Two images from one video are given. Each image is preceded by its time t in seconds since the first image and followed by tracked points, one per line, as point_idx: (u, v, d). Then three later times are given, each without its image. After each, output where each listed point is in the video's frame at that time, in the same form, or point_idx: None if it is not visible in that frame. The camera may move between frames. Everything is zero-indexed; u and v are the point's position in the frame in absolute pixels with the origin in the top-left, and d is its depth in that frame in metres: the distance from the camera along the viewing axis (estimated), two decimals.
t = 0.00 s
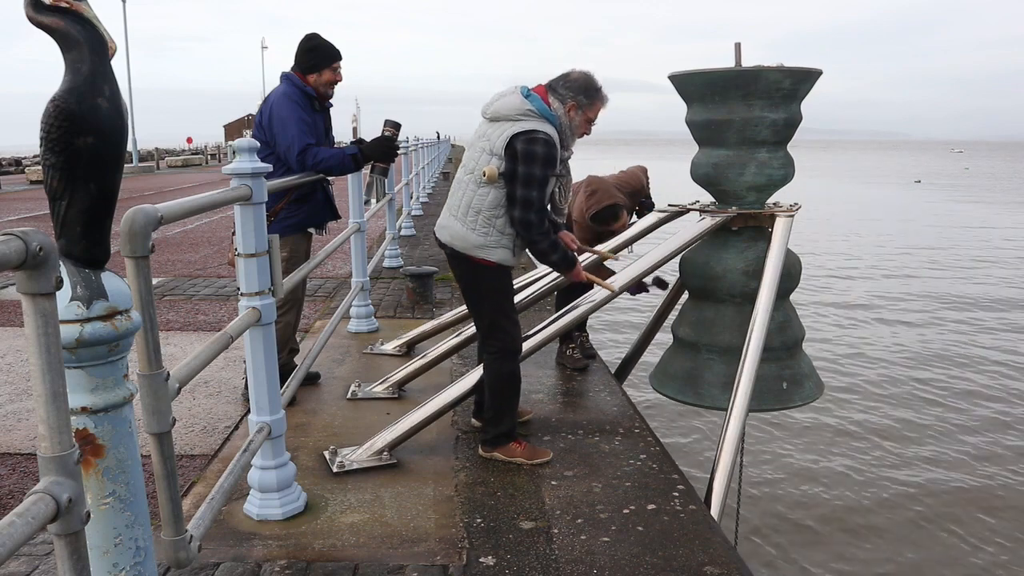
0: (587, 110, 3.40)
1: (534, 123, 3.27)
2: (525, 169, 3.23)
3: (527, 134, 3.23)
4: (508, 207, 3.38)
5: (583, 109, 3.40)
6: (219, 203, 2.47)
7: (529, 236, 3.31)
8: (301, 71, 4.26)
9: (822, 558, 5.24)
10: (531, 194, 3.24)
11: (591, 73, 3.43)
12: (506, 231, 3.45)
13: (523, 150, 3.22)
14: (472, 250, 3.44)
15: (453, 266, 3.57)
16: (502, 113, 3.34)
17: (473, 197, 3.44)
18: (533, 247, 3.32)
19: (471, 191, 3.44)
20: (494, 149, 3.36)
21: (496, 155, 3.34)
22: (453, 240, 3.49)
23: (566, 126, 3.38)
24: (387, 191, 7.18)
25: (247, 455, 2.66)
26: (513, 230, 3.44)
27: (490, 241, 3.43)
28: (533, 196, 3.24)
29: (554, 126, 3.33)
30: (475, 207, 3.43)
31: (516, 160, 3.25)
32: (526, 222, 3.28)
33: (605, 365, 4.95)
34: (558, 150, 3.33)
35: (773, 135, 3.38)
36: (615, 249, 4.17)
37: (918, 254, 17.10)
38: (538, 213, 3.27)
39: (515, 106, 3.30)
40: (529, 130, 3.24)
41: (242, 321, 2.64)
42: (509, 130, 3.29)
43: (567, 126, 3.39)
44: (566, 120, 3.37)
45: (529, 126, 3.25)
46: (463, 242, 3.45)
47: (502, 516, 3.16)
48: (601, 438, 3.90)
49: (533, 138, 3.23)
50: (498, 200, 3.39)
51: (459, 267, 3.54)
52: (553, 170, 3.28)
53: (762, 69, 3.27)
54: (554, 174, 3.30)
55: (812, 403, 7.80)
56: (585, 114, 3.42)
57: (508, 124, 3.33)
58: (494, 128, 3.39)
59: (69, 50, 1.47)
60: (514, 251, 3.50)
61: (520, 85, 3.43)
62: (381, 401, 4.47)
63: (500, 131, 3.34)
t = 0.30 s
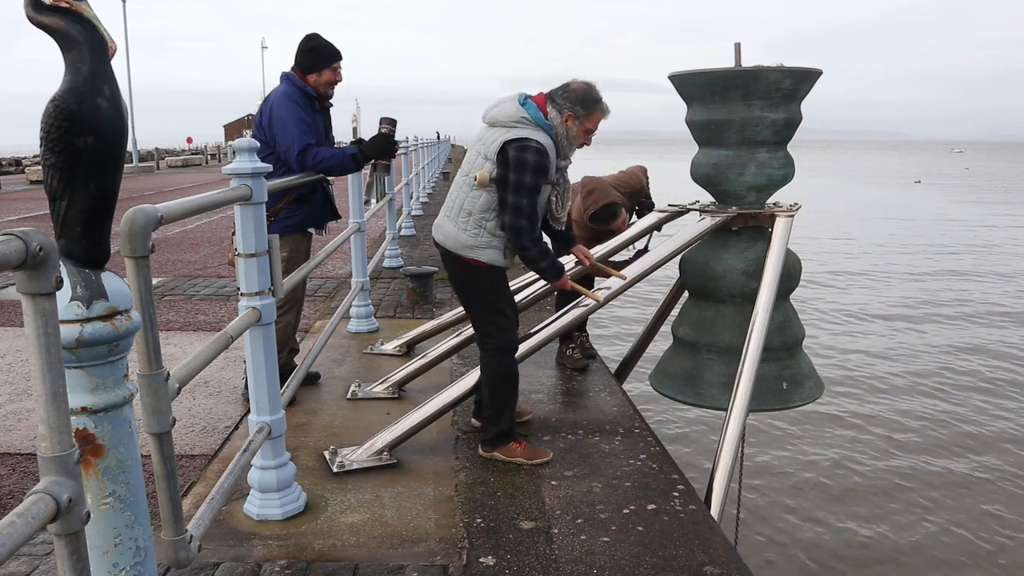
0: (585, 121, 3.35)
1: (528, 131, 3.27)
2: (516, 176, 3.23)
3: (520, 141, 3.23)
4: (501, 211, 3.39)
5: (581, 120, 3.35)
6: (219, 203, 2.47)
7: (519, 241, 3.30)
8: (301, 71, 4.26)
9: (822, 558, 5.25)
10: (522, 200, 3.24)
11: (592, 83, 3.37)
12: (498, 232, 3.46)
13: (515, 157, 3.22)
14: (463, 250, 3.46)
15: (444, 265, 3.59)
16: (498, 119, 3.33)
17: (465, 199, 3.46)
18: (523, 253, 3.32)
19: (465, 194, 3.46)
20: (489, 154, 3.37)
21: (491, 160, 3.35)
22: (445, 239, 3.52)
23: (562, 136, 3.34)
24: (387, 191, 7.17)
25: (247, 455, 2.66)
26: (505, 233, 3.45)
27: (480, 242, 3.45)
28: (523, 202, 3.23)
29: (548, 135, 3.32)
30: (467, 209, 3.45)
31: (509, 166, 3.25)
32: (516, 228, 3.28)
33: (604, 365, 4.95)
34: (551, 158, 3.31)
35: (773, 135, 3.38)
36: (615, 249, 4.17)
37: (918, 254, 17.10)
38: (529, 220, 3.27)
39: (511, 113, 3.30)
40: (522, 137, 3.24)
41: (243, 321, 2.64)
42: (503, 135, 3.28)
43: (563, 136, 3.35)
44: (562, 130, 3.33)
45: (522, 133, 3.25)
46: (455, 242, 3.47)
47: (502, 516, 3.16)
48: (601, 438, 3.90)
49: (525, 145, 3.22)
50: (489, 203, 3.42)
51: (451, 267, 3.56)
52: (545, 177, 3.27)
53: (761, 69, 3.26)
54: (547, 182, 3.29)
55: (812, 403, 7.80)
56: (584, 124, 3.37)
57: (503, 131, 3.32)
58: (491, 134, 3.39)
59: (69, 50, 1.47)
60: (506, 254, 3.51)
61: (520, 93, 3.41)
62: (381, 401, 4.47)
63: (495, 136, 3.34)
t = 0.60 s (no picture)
0: (583, 123, 3.34)
1: (525, 132, 3.27)
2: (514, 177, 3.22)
3: (516, 142, 3.23)
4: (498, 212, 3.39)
5: (579, 121, 3.34)
6: (219, 203, 2.47)
7: (517, 241, 3.30)
8: (301, 71, 4.27)
9: (822, 558, 5.25)
10: (519, 202, 3.23)
11: (591, 84, 3.37)
12: (496, 233, 3.47)
13: (511, 159, 3.22)
14: (460, 250, 3.46)
15: (443, 264, 3.59)
16: (496, 120, 3.33)
17: (464, 200, 3.46)
18: (521, 254, 3.33)
19: (464, 194, 3.46)
20: (487, 155, 3.36)
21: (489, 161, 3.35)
22: (443, 239, 3.53)
23: (559, 138, 3.34)
24: (387, 191, 7.17)
25: (247, 455, 2.66)
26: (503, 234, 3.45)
27: (479, 242, 3.45)
28: (521, 204, 3.23)
29: (546, 136, 3.32)
30: (465, 209, 3.45)
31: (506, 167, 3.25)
32: (514, 229, 3.27)
33: (604, 365, 4.95)
34: (549, 160, 3.31)
35: (773, 135, 3.38)
36: (615, 249, 4.17)
37: (918, 254, 17.10)
38: (527, 221, 3.27)
39: (508, 115, 3.31)
40: (518, 139, 3.24)
41: (242, 322, 2.64)
42: (500, 137, 3.28)
43: (561, 138, 3.34)
44: (560, 132, 3.33)
45: (519, 135, 3.25)
46: (452, 242, 3.48)
47: (502, 516, 3.16)
48: (601, 438, 3.90)
49: (521, 147, 3.22)
50: (487, 204, 3.42)
51: (450, 267, 3.56)
52: (543, 179, 3.26)
53: (761, 69, 3.27)
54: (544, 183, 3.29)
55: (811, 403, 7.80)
56: (582, 126, 3.37)
57: (501, 132, 3.32)
58: (489, 135, 3.39)
59: (70, 50, 1.47)
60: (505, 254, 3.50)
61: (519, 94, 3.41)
62: (381, 401, 4.47)
63: (492, 138, 3.34)
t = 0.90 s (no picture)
0: (584, 123, 3.35)
1: (526, 133, 3.27)
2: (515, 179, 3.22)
3: (518, 144, 3.23)
4: (500, 213, 3.39)
5: (580, 122, 3.34)
6: (219, 203, 2.47)
7: (519, 242, 3.30)
8: (301, 71, 4.26)
9: (822, 558, 5.25)
10: (521, 203, 3.23)
11: (591, 84, 3.37)
12: (497, 233, 3.46)
13: (513, 160, 3.22)
14: (461, 251, 3.46)
15: (443, 265, 3.59)
16: (496, 121, 3.34)
17: (464, 200, 3.46)
18: (523, 254, 3.32)
19: (465, 195, 3.46)
20: (488, 156, 3.36)
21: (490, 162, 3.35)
22: (444, 240, 3.53)
23: (560, 138, 3.34)
24: (387, 191, 7.17)
25: (247, 455, 2.66)
26: (504, 234, 3.44)
27: (480, 243, 3.45)
28: (522, 205, 3.23)
29: (546, 137, 3.31)
30: (466, 210, 3.45)
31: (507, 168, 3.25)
32: (516, 230, 3.27)
33: (604, 365, 4.95)
34: (550, 160, 3.30)
35: (773, 135, 3.38)
36: (615, 249, 4.16)
37: (918, 254, 17.10)
38: (529, 222, 3.27)
39: (509, 116, 3.31)
40: (519, 140, 3.23)
41: (242, 322, 2.64)
42: (501, 139, 3.28)
43: (562, 139, 3.34)
44: (560, 133, 3.33)
45: (520, 136, 3.25)
46: (453, 242, 3.48)
47: (502, 516, 3.16)
48: (601, 437, 3.90)
49: (523, 148, 3.22)
50: (488, 205, 3.42)
51: (450, 268, 3.56)
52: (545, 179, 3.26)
53: (761, 69, 3.27)
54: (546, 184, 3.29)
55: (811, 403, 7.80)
56: (582, 127, 3.37)
57: (502, 133, 3.32)
58: (489, 136, 3.39)
59: (69, 50, 1.47)
60: (506, 254, 3.50)
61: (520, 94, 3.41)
62: (381, 401, 4.47)
63: (493, 139, 3.34)
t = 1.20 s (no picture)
0: (584, 124, 3.35)
1: (525, 134, 3.26)
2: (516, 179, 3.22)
3: (518, 144, 3.23)
4: (500, 213, 3.39)
5: (580, 123, 3.34)
6: (219, 203, 2.47)
7: (520, 242, 3.30)
8: (301, 71, 4.26)
9: (822, 557, 5.25)
10: (521, 203, 3.23)
11: (591, 85, 3.36)
12: (498, 233, 3.46)
13: (512, 161, 3.22)
14: (462, 251, 3.46)
15: (443, 265, 3.59)
16: (496, 121, 3.34)
17: (464, 201, 3.46)
18: (523, 254, 3.33)
19: (465, 196, 3.46)
20: (488, 157, 3.36)
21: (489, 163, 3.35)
22: (444, 240, 3.53)
23: (560, 139, 3.34)
24: (387, 192, 7.17)
25: (247, 455, 2.66)
26: (504, 234, 3.45)
27: (480, 243, 3.45)
28: (523, 205, 3.23)
29: (547, 138, 3.31)
30: (466, 210, 3.45)
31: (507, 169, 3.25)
32: (516, 231, 3.27)
33: (604, 366, 4.95)
34: (550, 161, 3.31)
35: (773, 135, 3.38)
36: (615, 249, 4.16)
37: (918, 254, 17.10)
38: (529, 222, 3.27)
39: (509, 116, 3.30)
40: (519, 140, 3.23)
41: (242, 322, 2.64)
42: (501, 139, 3.28)
43: (562, 139, 3.34)
44: (561, 133, 3.33)
45: (520, 137, 3.25)
46: (453, 243, 3.48)
47: (502, 516, 3.16)
48: (601, 438, 3.90)
49: (523, 149, 3.22)
50: (488, 205, 3.42)
51: (450, 268, 3.56)
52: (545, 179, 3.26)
53: (762, 69, 3.27)
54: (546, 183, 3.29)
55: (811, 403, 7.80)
56: (582, 128, 3.37)
57: (502, 134, 3.32)
58: (489, 136, 3.39)
59: (69, 50, 1.47)
60: (506, 254, 3.50)
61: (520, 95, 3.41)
62: (381, 401, 4.47)
63: (493, 139, 3.34)
